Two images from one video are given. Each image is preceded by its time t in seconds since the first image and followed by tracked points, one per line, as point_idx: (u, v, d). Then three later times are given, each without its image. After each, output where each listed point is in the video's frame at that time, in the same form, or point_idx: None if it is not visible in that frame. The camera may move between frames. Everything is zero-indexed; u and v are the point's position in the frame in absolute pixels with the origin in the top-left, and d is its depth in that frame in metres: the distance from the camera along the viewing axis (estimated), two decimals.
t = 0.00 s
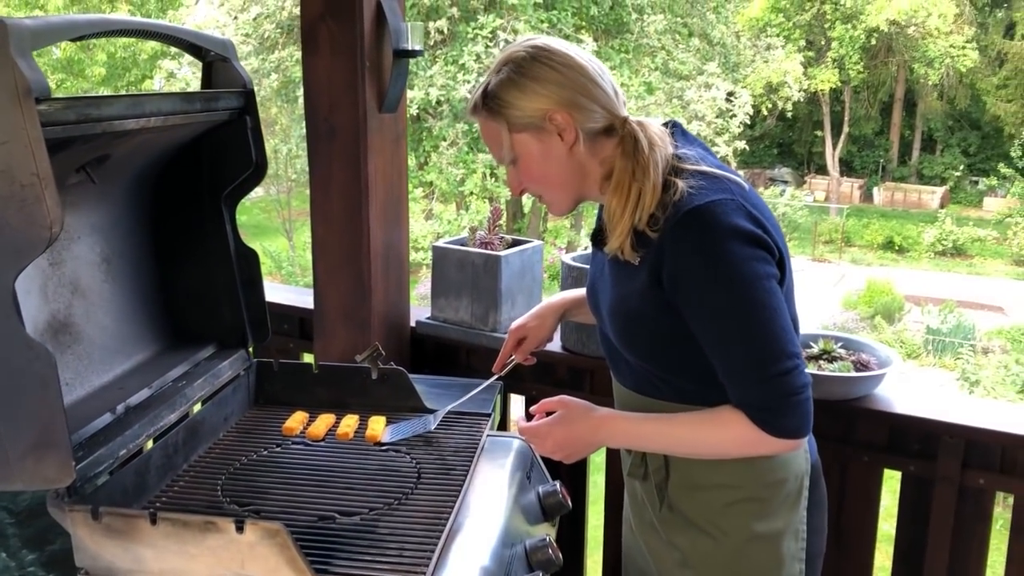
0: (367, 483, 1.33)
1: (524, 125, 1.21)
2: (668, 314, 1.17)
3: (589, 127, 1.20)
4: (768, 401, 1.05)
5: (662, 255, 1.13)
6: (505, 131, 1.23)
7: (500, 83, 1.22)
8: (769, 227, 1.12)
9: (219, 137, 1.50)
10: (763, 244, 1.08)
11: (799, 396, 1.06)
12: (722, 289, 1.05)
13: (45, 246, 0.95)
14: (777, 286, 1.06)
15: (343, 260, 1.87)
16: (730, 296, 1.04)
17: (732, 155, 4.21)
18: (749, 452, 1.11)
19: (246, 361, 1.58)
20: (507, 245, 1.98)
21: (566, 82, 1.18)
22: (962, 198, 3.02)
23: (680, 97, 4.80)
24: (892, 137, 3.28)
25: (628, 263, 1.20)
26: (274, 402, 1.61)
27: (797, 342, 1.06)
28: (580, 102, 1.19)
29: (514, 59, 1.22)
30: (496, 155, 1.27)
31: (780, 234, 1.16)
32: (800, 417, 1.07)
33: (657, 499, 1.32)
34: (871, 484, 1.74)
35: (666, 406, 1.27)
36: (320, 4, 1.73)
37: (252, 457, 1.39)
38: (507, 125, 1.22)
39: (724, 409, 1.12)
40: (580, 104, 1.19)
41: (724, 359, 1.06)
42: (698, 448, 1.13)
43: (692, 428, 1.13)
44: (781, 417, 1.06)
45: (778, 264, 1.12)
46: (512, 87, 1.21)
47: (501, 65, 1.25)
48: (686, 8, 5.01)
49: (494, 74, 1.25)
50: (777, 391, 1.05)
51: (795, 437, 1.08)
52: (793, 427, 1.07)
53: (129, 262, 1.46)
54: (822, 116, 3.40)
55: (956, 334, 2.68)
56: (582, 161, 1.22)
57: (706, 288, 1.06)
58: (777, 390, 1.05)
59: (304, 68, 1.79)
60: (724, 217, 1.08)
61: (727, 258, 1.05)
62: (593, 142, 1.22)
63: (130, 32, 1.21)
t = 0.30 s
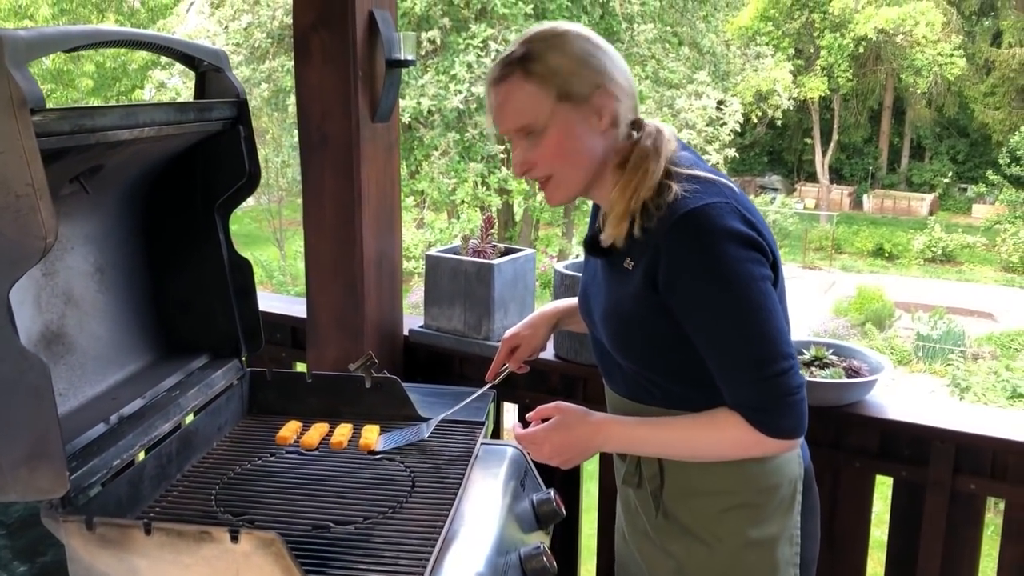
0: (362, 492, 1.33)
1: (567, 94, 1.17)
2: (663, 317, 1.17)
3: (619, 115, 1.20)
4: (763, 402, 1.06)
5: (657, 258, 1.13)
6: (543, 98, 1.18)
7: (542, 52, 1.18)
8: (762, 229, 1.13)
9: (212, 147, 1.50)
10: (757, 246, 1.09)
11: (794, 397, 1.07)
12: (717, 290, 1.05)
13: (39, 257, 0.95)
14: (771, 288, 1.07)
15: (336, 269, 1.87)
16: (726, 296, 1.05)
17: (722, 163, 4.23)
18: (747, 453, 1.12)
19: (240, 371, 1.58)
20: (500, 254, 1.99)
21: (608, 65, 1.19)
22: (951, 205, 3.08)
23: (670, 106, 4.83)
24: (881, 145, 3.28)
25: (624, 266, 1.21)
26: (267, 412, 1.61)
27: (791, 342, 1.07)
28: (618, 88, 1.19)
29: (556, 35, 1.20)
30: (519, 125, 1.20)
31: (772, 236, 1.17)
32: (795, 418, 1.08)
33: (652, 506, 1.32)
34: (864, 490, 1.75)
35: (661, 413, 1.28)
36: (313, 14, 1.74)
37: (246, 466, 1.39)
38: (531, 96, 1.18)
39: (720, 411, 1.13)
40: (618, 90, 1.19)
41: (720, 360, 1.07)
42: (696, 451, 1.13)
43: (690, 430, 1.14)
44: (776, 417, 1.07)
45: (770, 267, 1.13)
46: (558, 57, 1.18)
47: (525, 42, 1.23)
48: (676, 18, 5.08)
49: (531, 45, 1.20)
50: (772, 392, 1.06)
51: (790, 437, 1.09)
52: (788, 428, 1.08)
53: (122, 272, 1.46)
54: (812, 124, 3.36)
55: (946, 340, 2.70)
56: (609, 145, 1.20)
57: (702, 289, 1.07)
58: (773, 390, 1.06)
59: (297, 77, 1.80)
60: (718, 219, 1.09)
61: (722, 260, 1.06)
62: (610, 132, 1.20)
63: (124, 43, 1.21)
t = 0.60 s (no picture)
0: (357, 501, 1.34)
1: (584, 95, 1.16)
2: (666, 324, 1.18)
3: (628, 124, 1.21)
4: (767, 409, 1.07)
5: (663, 265, 1.14)
6: (563, 96, 1.16)
7: (560, 53, 1.18)
8: (766, 239, 1.15)
9: (208, 159, 1.51)
10: (762, 255, 1.11)
11: (797, 404, 1.08)
12: (724, 297, 1.06)
13: (34, 269, 0.96)
14: (777, 296, 1.09)
15: (332, 279, 1.87)
16: (733, 303, 1.06)
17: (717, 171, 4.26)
18: (751, 459, 1.12)
19: (235, 381, 1.58)
20: (494, 263, 2.00)
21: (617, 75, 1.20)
22: (944, 213, 3.12)
23: (664, 115, 4.88)
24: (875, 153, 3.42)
25: (628, 274, 1.22)
26: (263, 423, 1.62)
27: (795, 351, 1.08)
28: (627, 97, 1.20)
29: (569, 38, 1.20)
30: (541, 120, 1.17)
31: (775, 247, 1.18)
32: (797, 426, 1.09)
33: (649, 514, 1.32)
34: (858, 497, 1.76)
35: (658, 420, 1.28)
36: (306, 26, 1.75)
37: (242, 477, 1.40)
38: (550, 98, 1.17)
39: (724, 419, 1.12)
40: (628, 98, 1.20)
41: (725, 366, 1.08)
42: (700, 458, 1.13)
43: (694, 436, 1.14)
44: (779, 425, 1.08)
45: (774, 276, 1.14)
46: (574, 59, 1.18)
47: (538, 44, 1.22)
48: (670, 27, 5.16)
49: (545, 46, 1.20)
50: (776, 399, 1.07)
51: (791, 446, 1.10)
52: (790, 436, 1.09)
53: (118, 284, 1.46)
54: (806, 132, 3.46)
55: (942, 347, 2.69)
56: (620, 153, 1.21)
57: (708, 295, 1.08)
58: (776, 397, 1.06)
59: (291, 88, 1.81)
60: (725, 227, 1.10)
61: (729, 266, 1.07)
62: (617, 135, 1.20)
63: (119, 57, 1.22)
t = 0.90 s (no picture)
0: (354, 506, 1.33)
1: (521, 130, 1.19)
2: (663, 330, 1.18)
3: (587, 139, 1.19)
4: (765, 414, 1.07)
5: (660, 271, 1.15)
6: (503, 136, 1.22)
7: (500, 88, 1.21)
8: (761, 244, 1.15)
9: (204, 165, 1.51)
10: (758, 260, 1.11)
11: (795, 409, 1.08)
12: (720, 302, 1.06)
13: (31, 275, 0.96)
14: (772, 301, 1.09)
15: (329, 285, 1.87)
16: (729, 308, 1.06)
17: (715, 176, 4.26)
18: (752, 465, 1.12)
19: (233, 387, 1.58)
20: (491, 269, 2.00)
21: (563, 91, 1.18)
22: (943, 216, 3.23)
23: (662, 120, 4.89)
24: (873, 157, 3.38)
25: (624, 280, 1.22)
26: (260, 429, 1.61)
27: (793, 356, 1.08)
28: (577, 112, 1.18)
29: (515, 65, 1.21)
30: (494, 158, 1.26)
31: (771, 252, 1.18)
32: (795, 431, 1.09)
33: (647, 518, 1.32)
34: (856, 500, 1.76)
35: (655, 425, 1.28)
36: (303, 32, 1.75)
37: (239, 482, 1.40)
38: (505, 130, 1.21)
39: (724, 425, 1.12)
40: (578, 115, 1.18)
41: (722, 372, 1.08)
42: (699, 465, 1.13)
43: (693, 444, 1.13)
44: (777, 430, 1.08)
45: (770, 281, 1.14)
46: (512, 92, 1.20)
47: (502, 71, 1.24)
48: (667, 33, 5.20)
49: (495, 78, 1.23)
50: (773, 404, 1.06)
51: (790, 450, 1.10)
52: (789, 441, 1.09)
53: (115, 290, 1.47)
54: (804, 137, 3.47)
55: (940, 352, 2.69)
56: (579, 172, 1.21)
57: (704, 301, 1.08)
58: (774, 402, 1.06)
59: (288, 95, 1.81)
60: (719, 233, 1.10)
61: (725, 271, 1.07)
62: (574, 156, 1.20)
63: (114, 63, 1.22)
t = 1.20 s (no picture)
0: (352, 509, 1.33)
1: (508, 136, 1.20)
2: (649, 332, 1.18)
3: (572, 141, 1.19)
4: (744, 417, 1.06)
5: (643, 273, 1.14)
6: (491, 142, 1.22)
7: (486, 95, 1.21)
8: (747, 247, 1.14)
9: (202, 167, 1.51)
10: (741, 262, 1.10)
11: (775, 413, 1.07)
12: (699, 305, 1.06)
13: (28, 277, 0.96)
14: (755, 304, 1.08)
15: (326, 287, 1.87)
16: (709, 311, 1.05)
17: (713, 179, 4.27)
18: (730, 469, 1.11)
19: (230, 390, 1.58)
20: (490, 271, 2.00)
21: (547, 94, 1.18)
22: (940, 219, 3.20)
23: (660, 123, 4.91)
24: (870, 159, 3.42)
25: (611, 282, 1.22)
26: (257, 432, 1.61)
27: (774, 360, 1.08)
28: (563, 115, 1.18)
29: (500, 72, 1.21)
30: (484, 164, 1.26)
31: (757, 253, 1.17)
32: (775, 435, 1.08)
33: (640, 521, 1.32)
34: (854, 502, 1.75)
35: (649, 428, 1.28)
36: (301, 34, 1.76)
37: (236, 485, 1.40)
38: (492, 136, 1.21)
39: (701, 427, 1.12)
40: (564, 117, 1.18)
41: (702, 374, 1.08)
42: (679, 465, 1.13)
43: (672, 446, 1.13)
44: (757, 434, 1.07)
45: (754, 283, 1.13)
46: (497, 99, 1.20)
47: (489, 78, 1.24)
48: (665, 36, 5.23)
49: (482, 86, 1.24)
50: (752, 408, 1.06)
51: (771, 454, 1.09)
52: (769, 445, 1.08)
53: (113, 292, 1.46)
54: (802, 140, 3.51)
55: (938, 353, 2.69)
56: (567, 174, 1.21)
57: (685, 304, 1.08)
58: (753, 406, 1.06)
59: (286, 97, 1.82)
60: (701, 235, 1.10)
61: (706, 274, 1.07)
62: (560, 159, 1.20)
63: (113, 65, 1.22)
